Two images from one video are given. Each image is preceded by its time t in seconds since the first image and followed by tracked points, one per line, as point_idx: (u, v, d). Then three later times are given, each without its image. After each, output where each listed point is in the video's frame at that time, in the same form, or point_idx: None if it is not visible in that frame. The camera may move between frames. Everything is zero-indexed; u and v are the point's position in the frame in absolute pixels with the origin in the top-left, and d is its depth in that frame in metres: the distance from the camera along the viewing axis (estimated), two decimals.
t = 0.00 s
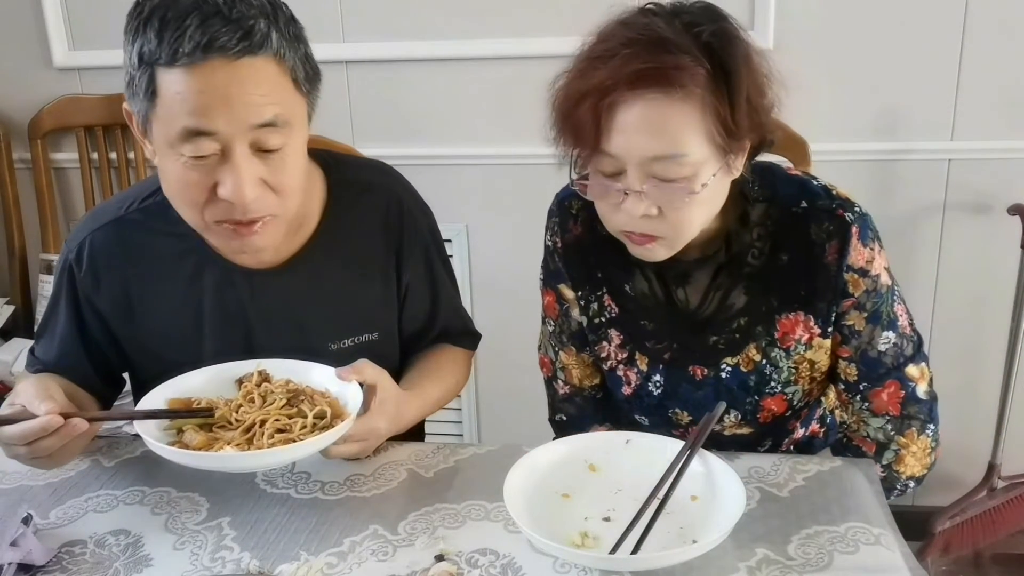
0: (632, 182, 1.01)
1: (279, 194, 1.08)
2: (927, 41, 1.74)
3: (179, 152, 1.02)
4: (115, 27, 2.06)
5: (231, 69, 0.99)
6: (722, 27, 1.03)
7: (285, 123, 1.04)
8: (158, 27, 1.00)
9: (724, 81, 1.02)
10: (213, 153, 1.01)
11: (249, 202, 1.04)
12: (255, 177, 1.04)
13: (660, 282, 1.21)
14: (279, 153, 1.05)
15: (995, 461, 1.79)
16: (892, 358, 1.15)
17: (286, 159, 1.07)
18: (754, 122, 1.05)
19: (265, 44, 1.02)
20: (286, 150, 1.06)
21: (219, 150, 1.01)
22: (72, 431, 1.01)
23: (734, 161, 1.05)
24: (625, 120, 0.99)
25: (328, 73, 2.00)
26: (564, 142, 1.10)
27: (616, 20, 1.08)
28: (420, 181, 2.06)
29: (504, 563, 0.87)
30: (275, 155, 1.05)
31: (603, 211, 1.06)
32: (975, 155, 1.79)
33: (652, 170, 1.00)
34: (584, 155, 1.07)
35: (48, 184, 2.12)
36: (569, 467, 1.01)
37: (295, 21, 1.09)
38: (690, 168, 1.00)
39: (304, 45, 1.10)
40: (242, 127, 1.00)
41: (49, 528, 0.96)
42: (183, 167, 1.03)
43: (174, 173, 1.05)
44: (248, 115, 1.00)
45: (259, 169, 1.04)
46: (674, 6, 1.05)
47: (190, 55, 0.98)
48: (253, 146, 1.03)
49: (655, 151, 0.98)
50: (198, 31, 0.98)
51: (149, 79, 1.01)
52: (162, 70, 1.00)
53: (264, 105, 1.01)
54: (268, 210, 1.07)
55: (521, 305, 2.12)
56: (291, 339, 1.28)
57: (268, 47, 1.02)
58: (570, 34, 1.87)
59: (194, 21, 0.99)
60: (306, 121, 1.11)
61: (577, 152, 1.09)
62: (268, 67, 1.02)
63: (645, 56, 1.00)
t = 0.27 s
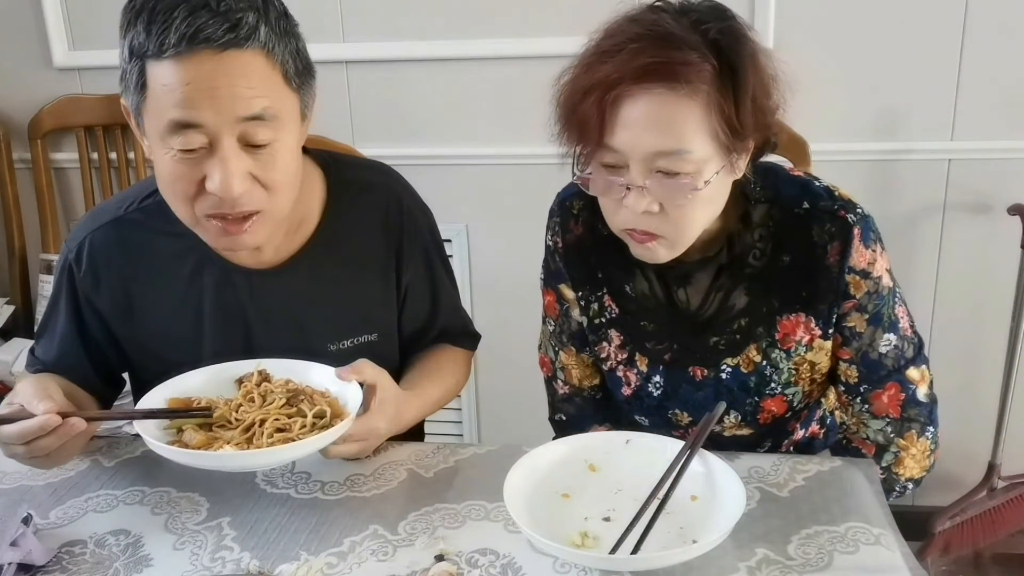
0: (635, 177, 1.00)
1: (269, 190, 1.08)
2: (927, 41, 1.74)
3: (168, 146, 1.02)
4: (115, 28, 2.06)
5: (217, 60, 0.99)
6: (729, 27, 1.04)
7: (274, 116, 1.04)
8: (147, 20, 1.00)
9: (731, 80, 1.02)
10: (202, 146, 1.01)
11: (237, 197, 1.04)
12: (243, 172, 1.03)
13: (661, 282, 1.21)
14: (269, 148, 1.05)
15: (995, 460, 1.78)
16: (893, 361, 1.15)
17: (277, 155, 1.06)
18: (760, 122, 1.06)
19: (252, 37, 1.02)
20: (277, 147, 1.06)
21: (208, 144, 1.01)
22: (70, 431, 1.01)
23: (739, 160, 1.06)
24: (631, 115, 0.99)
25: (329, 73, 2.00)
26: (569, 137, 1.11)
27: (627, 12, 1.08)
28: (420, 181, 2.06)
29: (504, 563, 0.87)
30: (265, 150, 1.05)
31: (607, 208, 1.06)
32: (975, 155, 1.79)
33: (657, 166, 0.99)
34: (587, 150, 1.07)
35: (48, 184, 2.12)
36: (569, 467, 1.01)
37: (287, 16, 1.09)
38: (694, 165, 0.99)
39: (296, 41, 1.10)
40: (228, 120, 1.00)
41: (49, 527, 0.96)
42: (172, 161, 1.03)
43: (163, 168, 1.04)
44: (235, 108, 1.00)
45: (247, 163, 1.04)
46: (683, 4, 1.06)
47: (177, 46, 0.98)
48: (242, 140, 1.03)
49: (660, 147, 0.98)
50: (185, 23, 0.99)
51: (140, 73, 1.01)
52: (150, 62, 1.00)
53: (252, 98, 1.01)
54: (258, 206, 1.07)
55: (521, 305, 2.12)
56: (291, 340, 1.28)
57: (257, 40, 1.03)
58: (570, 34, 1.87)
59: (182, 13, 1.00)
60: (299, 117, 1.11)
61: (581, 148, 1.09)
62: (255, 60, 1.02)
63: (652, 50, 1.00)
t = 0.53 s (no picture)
0: (635, 171, 1.00)
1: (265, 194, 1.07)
2: (927, 41, 1.74)
3: (164, 149, 1.02)
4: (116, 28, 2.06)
5: (212, 64, 0.99)
6: (732, 22, 1.03)
7: (270, 120, 1.04)
8: (143, 24, 1.00)
9: (734, 75, 1.02)
10: (197, 149, 1.01)
11: (233, 201, 1.04)
12: (239, 176, 1.03)
13: (662, 282, 1.21)
14: (265, 153, 1.05)
15: (995, 462, 1.79)
16: (893, 361, 1.15)
17: (274, 159, 1.06)
18: (761, 118, 1.06)
19: (249, 41, 1.02)
20: (273, 151, 1.06)
21: (203, 147, 1.01)
22: (69, 430, 1.01)
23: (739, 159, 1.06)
24: (632, 108, 0.99)
25: (329, 73, 2.00)
26: (571, 130, 1.11)
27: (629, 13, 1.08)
28: (420, 181, 2.06)
29: (504, 563, 0.87)
30: (261, 155, 1.05)
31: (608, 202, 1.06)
32: (975, 155, 1.79)
33: (658, 160, 0.99)
34: (589, 144, 1.07)
35: (48, 184, 2.12)
36: (570, 467, 1.01)
37: (284, 20, 1.09)
38: (695, 160, 0.99)
39: (294, 45, 1.10)
40: (223, 123, 1.00)
41: (49, 528, 0.96)
42: (168, 165, 1.03)
43: (160, 170, 1.05)
44: (230, 112, 1.00)
45: (243, 167, 1.03)
46: None
47: (172, 50, 0.98)
48: (237, 143, 1.03)
49: (660, 140, 0.98)
50: (180, 26, 0.99)
51: (136, 76, 1.01)
52: (146, 66, 1.00)
53: (247, 102, 1.01)
54: (254, 210, 1.07)
55: (521, 305, 2.12)
56: (292, 340, 1.28)
57: (253, 44, 1.02)
58: (570, 34, 1.87)
59: (178, 17, 1.00)
60: (296, 121, 1.11)
61: (583, 143, 1.09)
62: (251, 64, 1.02)
63: (655, 43, 1.01)
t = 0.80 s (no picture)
0: (634, 161, 1.00)
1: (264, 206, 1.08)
2: (927, 41, 1.74)
3: (164, 163, 1.02)
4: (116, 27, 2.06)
5: (210, 81, 0.99)
6: (733, 15, 1.04)
7: (269, 133, 1.04)
8: (140, 38, 1.00)
9: (735, 67, 1.02)
10: (197, 164, 1.01)
11: (234, 215, 1.04)
12: (239, 189, 1.03)
13: (662, 282, 1.21)
14: (265, 166, 1.05)
15: (995, 462, 1.79)
16: (894, 361, 1.15)
17: (274, 171, 1.06)
18: (762, 111, 1.06)
19: (247, 54, 1.01)
20: (273, 163, 1.06)
21: (203, 161, 1.01)
22: (69, 430, 1.01)
23: (739, 153, 1.05)
24: (632, 100, 1.00)
25: (329, 73, 2.00)
26: (573, 123, 1.12)
27: (638, 4, 1.08)
28: (420, 181, 2.06)
29: (504, 563, 0.87)
30: (261, 168, 1.05)
31: (607, 193, 1.06)
32: (975, 155, 1.79)
33: (657, 150, 0.99)
34: (590, 135, 1.08)
35: (48, 184, 2.12)
36: (570, 467, 1.01)
37: (282, 29, 1.09)
38: (695, 150, 1.00)
39: (292, 56, 1.09)
40: (222, 138, 1.00)
41: (49, 528, 0.96)
42: (168, 178, 1.03)
43: (160, 182, 1.05)
44: (229, 127, 1.00)
45: (242, 180, 1.04)
46: None
47: (170, 66, 0.98)
48: (237, 157, 1.03)
49: (660, 131, 0.99)
50: (177, 42, 0.98)
51: (135, 92, 1.01)
52: (145, 81, 1.00)
53: (247, 117, 1.01)
54: (254, 221, 1.07)
55: (521, 304, 2.12)
56: (292, 340, 1.27)
57: (251, 57, 1.02)
58: (570, 34, 1.87)
59: (174, 32, 0.99)
60: (295, 131, 1.11)
61: (583, 131, 1.10)
62: (249, 79, 1.02)
63: (659, 34, 1.01)
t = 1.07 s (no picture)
0: (634, 158, 1.00)
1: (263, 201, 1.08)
2: (927, 41, 1.74)
3: (164, 159, 1.02)
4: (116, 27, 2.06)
5: (210, 75, 0.98)
6: (732, 12, 1.05)
7: (268, 129, 1.04)
8: (140, 34, 1.00)
9: (734, 64, 1.03)
10: (196, 160, 1.01)
11: (233, 210, 1.04)
12: (238, 184, 1.03)
13: (663, 282, 1.21)
14: (264, 162, 1.05)
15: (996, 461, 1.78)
16: (894, 361, 1.15)
17: (273, 167, 1.06)
18: (761, 108, 1.06)
19: (246, 50, 1.01)
20: (272, 159, 1.06)
21: (202, 157, 1.01)
22: (59, 432, 1.01)
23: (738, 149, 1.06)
24: (632, 95, 1.00)
25: (329, 73, 2.00)
26: (573, 121, 1.12)
27: (639, 3, 1.09)
28: (421, 181, 2.06)
29: (504, 563, 0.86)
30: (261, 164, 1.05)
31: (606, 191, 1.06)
32: (975, 155, 1.79)
33: (656, 148, 1.00)
34: (590, 133, 1.08)
35: (48, 184, 2.12)
36: (570, 468, 1.01)
37: (280, 26, 1.08)
38: (695, 148, 1.00)
39: (291, 51, 1.09)
40: (221, 134, 1.00)
41: (49, 528, 0.96)
42: (167, 173, 1.03)
43: (160, 177, 1.05)
44: (228, 123, 1.00)
45: (241, 176, 1.04)
46: None
47: (169, 62, 0.98)
48: (236, 153, 1.03)
49: (659, 128, 0.99)
50: (175, 38, 0.98)
51: (134, 87, 1.01)
52: (144, 77, 1.00)
53: (246, 113, 1.01)
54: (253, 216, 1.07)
55: (521, 304, 2.12)
56: (293, 339, 1.27)
57: (250, 54, 1.02)
58: (570, 34, 1.87)
59: (173, 28, 0.99)
60: (294, 125, 1.11)
61: (583, 131, 1.10)
62: (248, 74, 1.01)
63: (660, 30, 1.01)
